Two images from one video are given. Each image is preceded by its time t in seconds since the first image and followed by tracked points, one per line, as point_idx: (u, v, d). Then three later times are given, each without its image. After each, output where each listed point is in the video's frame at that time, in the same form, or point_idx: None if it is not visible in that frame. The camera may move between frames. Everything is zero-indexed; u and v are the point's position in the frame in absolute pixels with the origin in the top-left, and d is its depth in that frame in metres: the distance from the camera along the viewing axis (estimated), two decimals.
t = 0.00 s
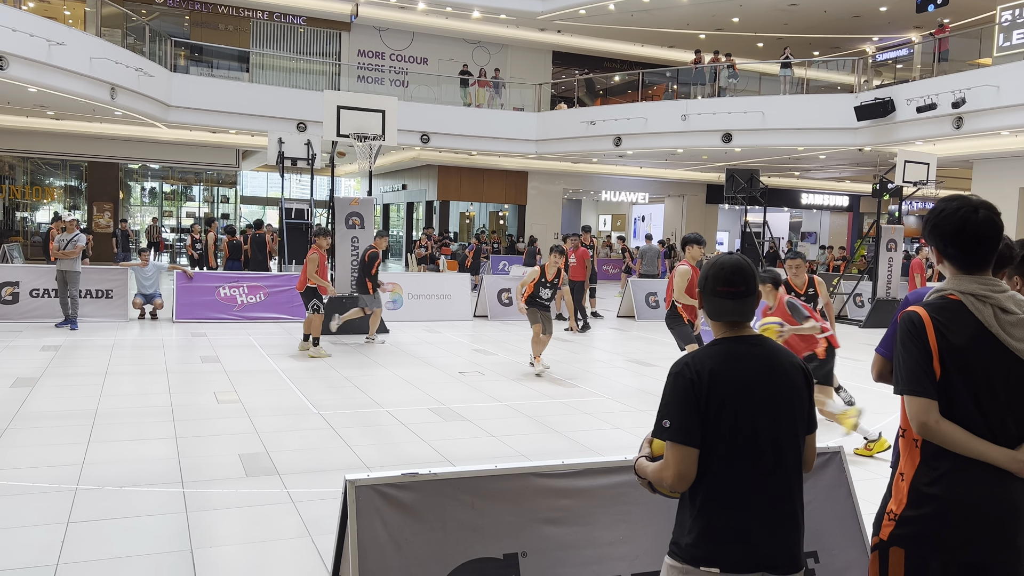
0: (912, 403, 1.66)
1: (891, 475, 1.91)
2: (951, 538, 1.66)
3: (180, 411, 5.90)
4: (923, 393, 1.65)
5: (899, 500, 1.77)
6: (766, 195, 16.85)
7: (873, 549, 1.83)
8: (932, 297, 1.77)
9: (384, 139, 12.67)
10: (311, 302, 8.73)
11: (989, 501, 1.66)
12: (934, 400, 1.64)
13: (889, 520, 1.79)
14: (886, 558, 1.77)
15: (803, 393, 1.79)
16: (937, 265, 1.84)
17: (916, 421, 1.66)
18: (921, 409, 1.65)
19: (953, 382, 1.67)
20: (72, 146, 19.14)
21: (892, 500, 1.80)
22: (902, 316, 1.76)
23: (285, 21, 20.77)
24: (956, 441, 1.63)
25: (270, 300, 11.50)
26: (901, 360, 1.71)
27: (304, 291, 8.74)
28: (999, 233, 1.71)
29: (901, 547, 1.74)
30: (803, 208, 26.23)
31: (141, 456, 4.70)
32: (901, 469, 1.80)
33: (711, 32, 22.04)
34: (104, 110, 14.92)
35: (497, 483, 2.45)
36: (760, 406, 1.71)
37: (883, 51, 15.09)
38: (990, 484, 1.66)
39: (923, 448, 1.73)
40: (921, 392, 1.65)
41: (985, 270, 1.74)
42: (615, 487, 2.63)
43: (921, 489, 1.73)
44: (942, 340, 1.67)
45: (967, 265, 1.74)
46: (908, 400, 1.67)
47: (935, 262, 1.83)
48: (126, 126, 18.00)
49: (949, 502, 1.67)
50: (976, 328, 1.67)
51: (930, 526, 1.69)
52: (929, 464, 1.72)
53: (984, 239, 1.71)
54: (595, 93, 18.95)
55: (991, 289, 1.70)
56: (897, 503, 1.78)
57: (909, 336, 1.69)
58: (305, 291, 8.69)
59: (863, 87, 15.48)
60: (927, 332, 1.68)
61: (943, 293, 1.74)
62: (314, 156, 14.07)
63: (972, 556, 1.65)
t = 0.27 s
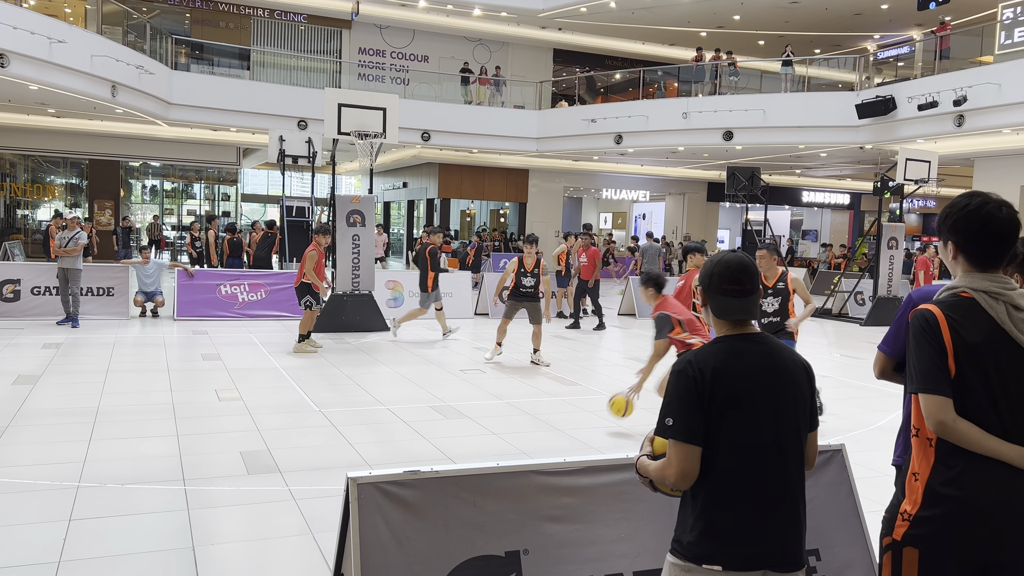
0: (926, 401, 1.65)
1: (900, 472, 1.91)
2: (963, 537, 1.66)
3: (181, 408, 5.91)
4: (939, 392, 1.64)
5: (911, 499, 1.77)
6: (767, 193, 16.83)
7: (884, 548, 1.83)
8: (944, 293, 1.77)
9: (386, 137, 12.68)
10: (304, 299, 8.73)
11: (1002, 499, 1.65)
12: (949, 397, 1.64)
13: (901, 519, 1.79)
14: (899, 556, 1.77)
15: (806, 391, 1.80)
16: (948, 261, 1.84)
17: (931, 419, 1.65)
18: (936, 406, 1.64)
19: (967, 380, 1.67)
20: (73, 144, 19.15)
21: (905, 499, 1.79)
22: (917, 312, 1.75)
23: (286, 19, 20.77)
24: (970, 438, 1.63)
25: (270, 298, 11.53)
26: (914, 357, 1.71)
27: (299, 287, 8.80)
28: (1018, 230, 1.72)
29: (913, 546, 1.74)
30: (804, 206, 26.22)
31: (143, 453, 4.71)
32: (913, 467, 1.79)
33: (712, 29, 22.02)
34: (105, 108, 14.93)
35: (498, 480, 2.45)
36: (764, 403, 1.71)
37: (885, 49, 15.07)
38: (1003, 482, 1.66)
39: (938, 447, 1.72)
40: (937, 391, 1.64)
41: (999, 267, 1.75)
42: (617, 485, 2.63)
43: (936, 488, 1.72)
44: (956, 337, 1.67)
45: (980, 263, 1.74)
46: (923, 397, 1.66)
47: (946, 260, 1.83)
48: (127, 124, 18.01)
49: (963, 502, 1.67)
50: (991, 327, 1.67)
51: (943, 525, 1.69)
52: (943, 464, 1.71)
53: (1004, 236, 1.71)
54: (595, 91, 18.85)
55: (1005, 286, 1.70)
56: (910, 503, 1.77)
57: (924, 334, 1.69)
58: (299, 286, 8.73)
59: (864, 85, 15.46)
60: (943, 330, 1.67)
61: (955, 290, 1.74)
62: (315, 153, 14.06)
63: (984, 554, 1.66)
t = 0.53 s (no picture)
0: (933, 400, 1.65)
1: (902, 471, 1.91)
2: (964, 537, 1.67)
3: (183, 407, 5.92)
4: (946, 391, 1.64)
5: (915, 499, 1.77)
6: (768, 191, 16.82)
7: (886, 546, 1.83)
8: (949, 291, 1.76)
9: (386, 136, 12.68)
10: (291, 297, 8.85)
11: (1004, 496, 1.66)
12: (955, 395, 1.63)
13: (906, 519, 1.78)
14: (901, 556, 1.77)
15: (808, 389, 1.80)
16: (951, 259, 1.84)
17: (937, 419, 1.65)
18: (942, 404, 1.64)
19: (972, 378, 1.67)
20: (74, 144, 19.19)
21: (908, 498, 1.79)
22: (921, 311, 1.75)
23: (287, 18, 20.78)
24: (976, 436, 1.63)
25: (272, 298, 11.54)
26: (919, 355, 1.71)
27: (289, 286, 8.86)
28: None
29: (916, 545, 1.74)
30: (805, 205, 26.24)
31: (145, 452, 4.72)
32: (917, 467, 1.79)
33: (713, 28, 22.02)
34: (106, 108, 14.94)
35: (501, 479, 2.46)
36: (766, 402, 1.71)
37: (886, 48, 15.06)
38: (1005, 481, 1.66)
39: (943, 447, 1.72)
40: (944, 390, 1.64)
41: (1003, 266, 1.75)
42: (619, 483, 2.64)
43: (940, 488, 1.72)
44: (962, 334, 1.66)
45: (984, 262, 1.74)
46: (928, 395, 1.66)
47: (949, 258, 1.83)
48: (128, 124, 18.04)
49: (967, 501, 1.67)
50: (996, 326, 1.67)
51: (946, 523, 1.69)
52: (947, 464, 1.71)
53: (1013, 235, 1.71)
54: (596, 89, 18.83)
55: (1008, 284, 1.70)
56: (914, 503, 1.77)
57: (930, 333, 1.68)
58: (288, 286, 8.79)
59: (865, 83, 15.45)
60: (950, 329, 1.67)
61: (959, 289, 1.73)
62: (316, 153, 14.07)
63: (987, 553, 1.66)
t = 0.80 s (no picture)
0: (930, 400, 1.65)
1: (902, 470, 1.91)
2: (962, 537, 1.67)
3: (186, 408, 5.92)
4: (943, 391, 1.64)
5: (913, 497, 1.77)
6: (770, 190, 16.79)
7: (885, 546, 1.83)
8: (946, 290, 1.76)
9: (388, 136, 12.69)
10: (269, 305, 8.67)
11: (1003, 496, 1.65)
12: (952, 395, 1.63)
13: (903, 518, 1.78)
14: (900, 555, 1.77)
15: (809, 388, 1.79)
16: (950, 258, 1.83)
17: (934, 419, 1.65)
18: (939, 404, 1.64)
19: (970, 378, 1.67)
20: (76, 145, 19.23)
21: (907, 497, 1.79)
22: (919, 310, 1.75)
23: (288, 18, 20.81)
24: (973, 436, 1.63)
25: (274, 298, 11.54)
26: (916, 354, 1.71)
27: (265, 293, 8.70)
28: None
29: (915, 545, 1.74)
30: (806, 203, 26.20)
31: (148, 453, 4.73)
32: (915, 466, 1.79)
33: (714, 27, 21.99)
34: (108, 109, 14.98)
35: (504, 478, 2.46)
36: (768, 402, 1.71)
37: (887, 46, 15.03)
38: (1004, 480, 1.66)
39: (940, 446, 1.72)
40: (941, 390, 1.64)
41: (1002, 265, 1.74)
42: (622, 483, 2.64)
43: (938, 487, 1.72)
44: (960, 334, 1.66)
45: (983, 260, 1.74)
46: (925, 395, 1.66)
47: (948, 257, 1.82)
48: (130, 125, 18.08)
49: (964, 501, 1.67)
50: (995, 325, 1.67)
51: (943, 523, 1.69)
52: (945, 463, 1.71)
53: (1011, 234, 1.71)
54: (597, 89, 18.84)
55: (1006, 283, 1.69)
56: (912, 502, 1.77)
57: (929, 334, 1.68)
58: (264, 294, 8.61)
59: (867, 82, 15.42)
60: (948, 329, 1.67)
61: (958, 287, 1.73)
62: (318, 153, 14.07)
63: (984, 552, 1.66)
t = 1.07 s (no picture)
0: (925, 398, 1.64)
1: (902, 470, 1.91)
2: (961, 537, 1.66)
3: (190, 410, 5.93)
4: (939, 389, 1.63)
5: (911, 497, 1.77)
6: (773, 189, 16.76)
7: (884, 546, 1.82)
8: (942, 289, 1.75)
9: (390, 137, 12.69)
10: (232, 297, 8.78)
11: (1000, 495, 1.65)
12: (947, 394, 1.63)
13: (901, 517, 1.78)
14: (898, 555, 1.77)
15: (812, 388, 1.79)
16: (946, 256, 1.82)
17: (929, 418, 1.64)
18: (934, 403, 1.63)
19: (966, 376, 1.66)
20: (79, 147, 19.29)
21: (905, 497, 1.78)
22: (914, 308, 1.75)
23: (290, 20, 20.83)
24: (969, 435, 1.62)
25: (277, 299, 11.55)
26: (913, 354, 1.70)
27: (227, 286, 8.81)
28: (1021, 227, 1.70)
29: (913, 544, 1.73)
30: (810, 202, 26.14)
31: (151, 454, 4.74)
32: (913, 465, 1.79)
33: (716, 26, 21.95)
34: (111, 111, 15.03)
35: (507, 479, 2.46)
36: (770, 400, 1.71)
37: (890, 44, 14.99)
38: (1002, 480, 1.65)
39: (937, 445, 1.71)
40: (937, 389, 1.63)
41: (998, 264, 1.74)
42: (625, 483, 2.63)
43: (935, 486, 1.71)
44: (955, 332, 1.66)
45: (978, 259, 1.73)
46: (921, 395, 1.65)
47: (943, 255, 1.81)
48: (133, 127, 18.16)
49: (963, 499, 1.67)
50: (990, 323, 1.67)
51: (941, 522, 1.68)
52: (942, 462, 1.71)
53: (1007, 231, 1.70)
54: (600, 88, 18.83)
55: (1002, 282, 1.69)
56: (909, 501, 1.77)
57: (923, 332, 1.67)
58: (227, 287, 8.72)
59: (870, 80, 15.38)
60: (944, 328, 1.66)
61: (953, 286, 1.72)
62: (320, 154, 14.08)
63: (983, 551, 1.65)
